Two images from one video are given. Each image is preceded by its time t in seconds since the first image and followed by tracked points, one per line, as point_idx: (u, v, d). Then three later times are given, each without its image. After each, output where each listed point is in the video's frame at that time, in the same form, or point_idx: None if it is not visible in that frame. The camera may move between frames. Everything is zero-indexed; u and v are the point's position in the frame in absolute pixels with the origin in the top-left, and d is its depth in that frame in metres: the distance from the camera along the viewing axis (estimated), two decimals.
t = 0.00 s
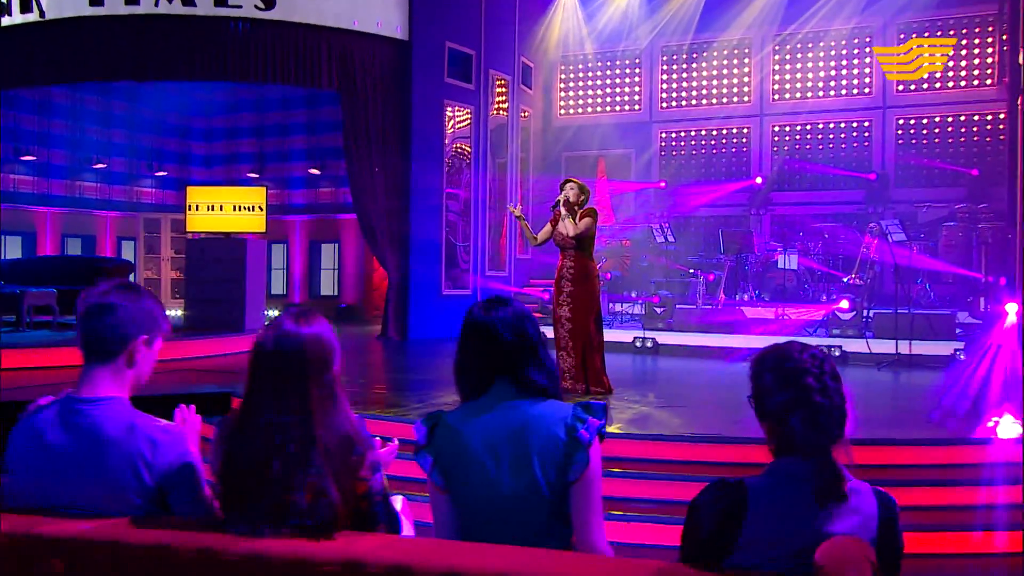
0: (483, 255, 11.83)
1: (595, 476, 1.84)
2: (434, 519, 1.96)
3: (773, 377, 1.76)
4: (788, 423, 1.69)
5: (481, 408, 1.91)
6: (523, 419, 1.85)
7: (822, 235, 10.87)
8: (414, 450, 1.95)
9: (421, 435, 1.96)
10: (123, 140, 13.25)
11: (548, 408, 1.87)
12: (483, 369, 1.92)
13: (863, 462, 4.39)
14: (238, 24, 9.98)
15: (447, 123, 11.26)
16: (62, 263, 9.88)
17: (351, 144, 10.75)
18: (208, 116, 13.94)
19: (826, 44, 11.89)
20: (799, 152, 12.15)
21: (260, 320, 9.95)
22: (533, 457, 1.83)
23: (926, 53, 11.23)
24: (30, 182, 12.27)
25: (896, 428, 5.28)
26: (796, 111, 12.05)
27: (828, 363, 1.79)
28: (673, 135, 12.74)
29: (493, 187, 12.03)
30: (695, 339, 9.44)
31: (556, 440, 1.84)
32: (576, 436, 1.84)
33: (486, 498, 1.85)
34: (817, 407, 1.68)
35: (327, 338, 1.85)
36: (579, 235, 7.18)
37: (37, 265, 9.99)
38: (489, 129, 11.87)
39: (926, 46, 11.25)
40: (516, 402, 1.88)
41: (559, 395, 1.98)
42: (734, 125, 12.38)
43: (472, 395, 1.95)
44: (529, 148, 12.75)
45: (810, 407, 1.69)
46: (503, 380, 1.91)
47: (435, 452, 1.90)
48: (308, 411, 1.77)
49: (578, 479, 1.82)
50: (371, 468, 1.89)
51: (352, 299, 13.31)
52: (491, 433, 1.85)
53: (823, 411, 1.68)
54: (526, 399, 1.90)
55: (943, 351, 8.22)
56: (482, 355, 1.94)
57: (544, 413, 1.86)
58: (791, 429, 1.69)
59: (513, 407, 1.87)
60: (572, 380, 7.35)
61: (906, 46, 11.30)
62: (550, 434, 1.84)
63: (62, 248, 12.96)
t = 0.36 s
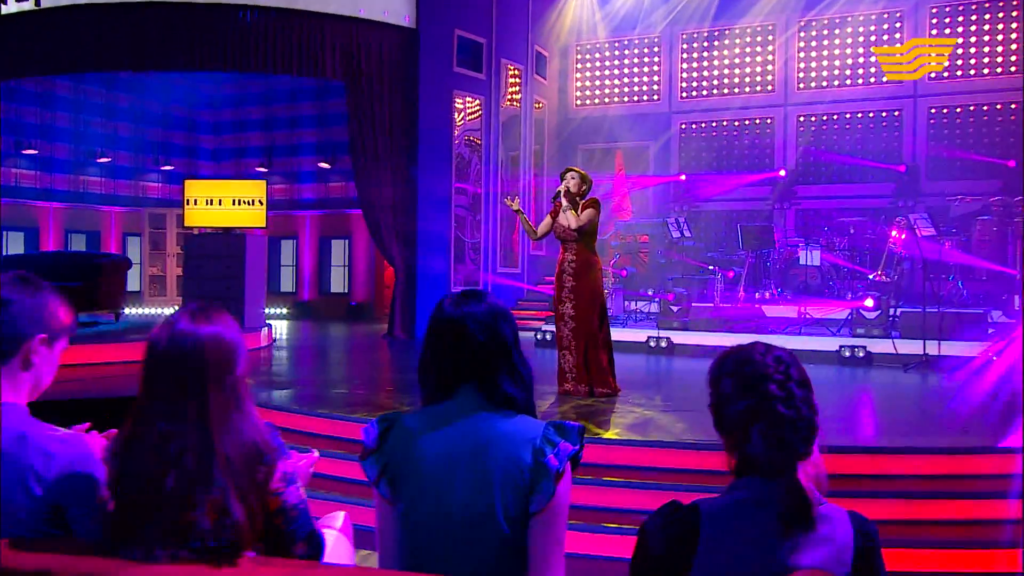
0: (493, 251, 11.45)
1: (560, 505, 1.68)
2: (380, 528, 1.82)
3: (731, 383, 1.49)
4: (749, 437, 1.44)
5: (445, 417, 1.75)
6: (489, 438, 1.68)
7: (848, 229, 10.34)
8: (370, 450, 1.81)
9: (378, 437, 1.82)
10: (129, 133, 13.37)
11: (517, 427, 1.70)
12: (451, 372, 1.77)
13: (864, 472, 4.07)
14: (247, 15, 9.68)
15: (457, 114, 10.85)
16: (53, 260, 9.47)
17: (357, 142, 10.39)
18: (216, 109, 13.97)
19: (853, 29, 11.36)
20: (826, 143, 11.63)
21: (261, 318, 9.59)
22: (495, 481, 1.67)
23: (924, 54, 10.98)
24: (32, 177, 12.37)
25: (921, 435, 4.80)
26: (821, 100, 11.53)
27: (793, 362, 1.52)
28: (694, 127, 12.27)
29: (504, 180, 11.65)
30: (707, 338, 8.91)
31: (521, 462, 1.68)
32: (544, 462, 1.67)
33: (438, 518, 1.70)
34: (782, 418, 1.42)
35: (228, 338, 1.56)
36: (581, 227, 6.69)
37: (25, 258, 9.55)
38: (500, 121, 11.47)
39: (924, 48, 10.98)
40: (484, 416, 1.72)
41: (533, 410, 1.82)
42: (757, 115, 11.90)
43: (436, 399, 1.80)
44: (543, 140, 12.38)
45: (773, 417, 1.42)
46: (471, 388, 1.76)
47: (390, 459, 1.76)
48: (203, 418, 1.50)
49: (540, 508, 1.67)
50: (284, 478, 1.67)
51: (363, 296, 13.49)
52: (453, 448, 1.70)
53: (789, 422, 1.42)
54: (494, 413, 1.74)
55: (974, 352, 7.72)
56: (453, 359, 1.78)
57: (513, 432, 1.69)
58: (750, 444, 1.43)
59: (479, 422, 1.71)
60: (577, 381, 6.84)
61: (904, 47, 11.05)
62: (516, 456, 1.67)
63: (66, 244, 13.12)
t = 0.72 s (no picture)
0: (507, 247, 11.06)
1: (513, 550, 1.39)
2: (307, 557, 1.52)
3: (681, 396, 1.17)
4: (697, 467, 1.13)
5: (394, 433, 1.46)
6: (437, 467, 1.38)
7: (878, 223, 9.86)
8: (304, 461, 1.53)
9: (312, 445, 1.55)
10: (134, 126, 13.62)
11: (472, 454, 1.40)
12: (404, 380, 1.50)
13: (860, 484, 3.69)
14: (257, 4, 9.29)
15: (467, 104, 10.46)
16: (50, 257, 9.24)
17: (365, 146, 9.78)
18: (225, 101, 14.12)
19: (884, 14, 10.87)
20: (854, 133, 11.18)
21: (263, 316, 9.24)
22: (438, 517, 1.36)
23: (924, 54, 10.53)
24: (36, 171, 12.55)
25: (956, 445, 4.31)
26: (849, 88, 11.09)
27: (755, 371, 1.19)
28: (716, 118, 11.83)
29: (518, 173, 11.26)
30: (725, 338, 8.34)
31: (473, 495, 1.37)
32: (498, 502, 1.36)
33: (366, 555, 1.39)
34: (736, 444, 1.12)
35: (120, 337, 1.30)
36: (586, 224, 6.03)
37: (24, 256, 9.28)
38: (513, 112, 11.08)
39: (924, 47, 10.52)
40: (436, 440, 1.42)
41: (501, 436, 1.52)
42: (782, 105, 11.45)
43: (387, 411, 1.51)
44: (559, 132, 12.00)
45: (727, 442, 1.12)
46: (427, 400, 1.47)
47: (321, 475, 1.47)
48: (89, 429, 1.25)
49: (489, 556, 1.36)
50: (177, 505, 1.33)
51: (371, 291, 13.73)
52: (392, 474, 1.40)
53: (747, 450, 1.12)
54: (449, 435, 1.44)
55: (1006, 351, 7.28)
56: (410, 367, 1.50)
57: (466, 461, 1.39)
58: (699, 473, 1.13)
59: (430, 446, 1.41)
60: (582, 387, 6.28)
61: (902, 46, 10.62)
62: (464, 491, 1.37)
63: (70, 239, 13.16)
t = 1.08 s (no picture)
0: (520, 244, 10.60)
1: None
2: None
3: (606, 430, 0.99)
4: (623, 523, 0.97)
5: (256, 466, 1.10)
6: (301, 518, 1.04)
7: (908, 219, 9.33)
8: (150, 504, 1.16)
9: (163, 485, 1.17)
10: (141, 120, 13.46)
11: (347, 494, 1.04)
12: (268, 400, 1.12)
13: (877, 504, 3.33)
14: None
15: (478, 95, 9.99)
16: (44, 254, 8.85)
17: (372, 143, 9.56)
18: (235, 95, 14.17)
19: None
20: (884, 124, 10.67)
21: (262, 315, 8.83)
22: None
23: (923, 55, 10.40)
24: (40, 166, 12.42)
25: (994, 459, 3.86)
26: (878, 78, 10.60)
27: (699, 397, 1.00)
28: (740, 110, 11.36)
29: (532, 167, 10.82)
30: (746, 339, 7.90)
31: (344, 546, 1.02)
32: (375, 552, 1.02)
33: None
34: (668, 495, 0.95)
35: None
36: (598, 219, 5.40)
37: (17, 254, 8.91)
38: (527, 104, 10.61)
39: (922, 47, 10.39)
40: (304, 476, 1.07)
41: (396, 457, 1.15)
42: (808, 95, 10.97)
43: (249, 434, 1.14)
44: (576, 124, 11.53)
45: (656, 488, 0.96)
46: (297, 427, 1.10)
47: (174, 520, 1.13)
48: None
49: None
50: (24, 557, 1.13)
51: (384, 291, 13.42)
52: (251, 527, 1.06)
53: (680, 501, 0.95)
54: (323, 467, 1.08)
55: None
56: (280, 384, 1.11)
57: (341, 500, 1.04)
58: (624, 529, 0.97)
59: (294, 484, 1.06)
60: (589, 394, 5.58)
61: (902, 47, 10.51)
62: (334, 539, 1.02)
63: (75, 236, 12.93)
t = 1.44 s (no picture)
0: (531, 241, 10.16)
1: None
2: None
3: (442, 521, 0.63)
4: None
5: None
6: None
7: (936, 214, 8.83)
8: None
9: None
10: (146, 115, 13.30)
11: (83, 546, 0.80)
12: None
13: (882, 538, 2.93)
14: None
15: (486, 86, 9.58)
16: (36, 251, 8.54)
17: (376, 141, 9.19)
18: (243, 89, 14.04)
19: None
20: (911, 116, 10.19)
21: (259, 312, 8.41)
22: None
23: (924, 54, 10.08)
24: (43, 161, 12.18)
25: None
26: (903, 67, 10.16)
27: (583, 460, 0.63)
28: (760, 103, 10.94)
29: (543, 162, 10.40)
30: (766, 344, 7.37)
31: None
32: None
33: None
34: None
35: None
36: (609, 209, 4.79)
37: (9, 250, 8.62)
38: (538, 97, 10.18)
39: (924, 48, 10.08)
40: (32, 535, 0.82)
41: (159, 510, 0.85)
42: (831, 86, 10.54)
43: None
44: (590, 117, 11.08)
45: None
46: (27, 473, 0.81)
47: None
48: None
49: None
50: None
51: (393, 290, 13.33)
52: None
53: None
54: (60, 517, 0.82)
55: None
56: None
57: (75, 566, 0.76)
58: None
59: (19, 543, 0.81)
60: (599, 403, 4.88)
61: (902, 47, 10.18)
62: None
63: (79, 233, 12.59)
